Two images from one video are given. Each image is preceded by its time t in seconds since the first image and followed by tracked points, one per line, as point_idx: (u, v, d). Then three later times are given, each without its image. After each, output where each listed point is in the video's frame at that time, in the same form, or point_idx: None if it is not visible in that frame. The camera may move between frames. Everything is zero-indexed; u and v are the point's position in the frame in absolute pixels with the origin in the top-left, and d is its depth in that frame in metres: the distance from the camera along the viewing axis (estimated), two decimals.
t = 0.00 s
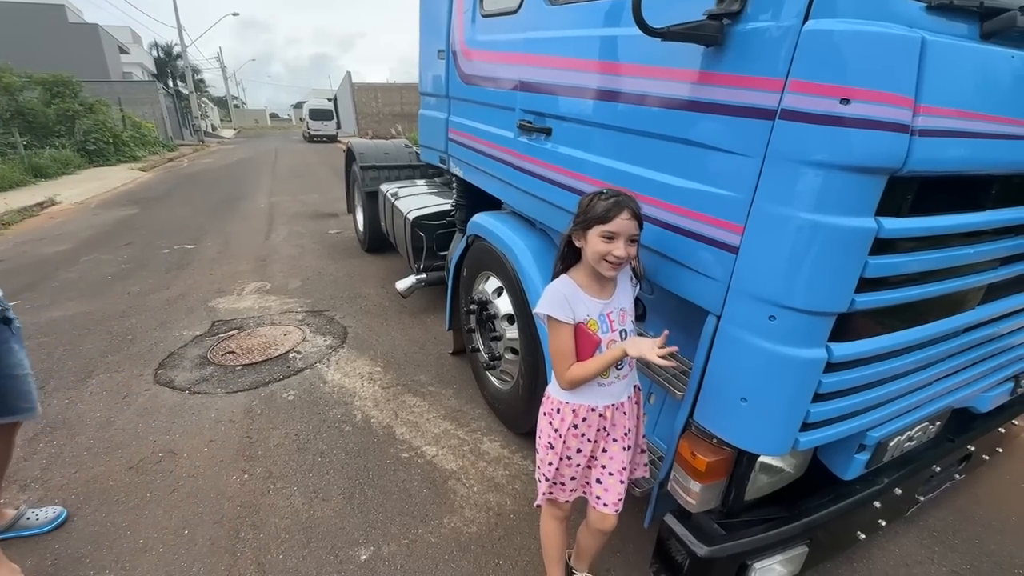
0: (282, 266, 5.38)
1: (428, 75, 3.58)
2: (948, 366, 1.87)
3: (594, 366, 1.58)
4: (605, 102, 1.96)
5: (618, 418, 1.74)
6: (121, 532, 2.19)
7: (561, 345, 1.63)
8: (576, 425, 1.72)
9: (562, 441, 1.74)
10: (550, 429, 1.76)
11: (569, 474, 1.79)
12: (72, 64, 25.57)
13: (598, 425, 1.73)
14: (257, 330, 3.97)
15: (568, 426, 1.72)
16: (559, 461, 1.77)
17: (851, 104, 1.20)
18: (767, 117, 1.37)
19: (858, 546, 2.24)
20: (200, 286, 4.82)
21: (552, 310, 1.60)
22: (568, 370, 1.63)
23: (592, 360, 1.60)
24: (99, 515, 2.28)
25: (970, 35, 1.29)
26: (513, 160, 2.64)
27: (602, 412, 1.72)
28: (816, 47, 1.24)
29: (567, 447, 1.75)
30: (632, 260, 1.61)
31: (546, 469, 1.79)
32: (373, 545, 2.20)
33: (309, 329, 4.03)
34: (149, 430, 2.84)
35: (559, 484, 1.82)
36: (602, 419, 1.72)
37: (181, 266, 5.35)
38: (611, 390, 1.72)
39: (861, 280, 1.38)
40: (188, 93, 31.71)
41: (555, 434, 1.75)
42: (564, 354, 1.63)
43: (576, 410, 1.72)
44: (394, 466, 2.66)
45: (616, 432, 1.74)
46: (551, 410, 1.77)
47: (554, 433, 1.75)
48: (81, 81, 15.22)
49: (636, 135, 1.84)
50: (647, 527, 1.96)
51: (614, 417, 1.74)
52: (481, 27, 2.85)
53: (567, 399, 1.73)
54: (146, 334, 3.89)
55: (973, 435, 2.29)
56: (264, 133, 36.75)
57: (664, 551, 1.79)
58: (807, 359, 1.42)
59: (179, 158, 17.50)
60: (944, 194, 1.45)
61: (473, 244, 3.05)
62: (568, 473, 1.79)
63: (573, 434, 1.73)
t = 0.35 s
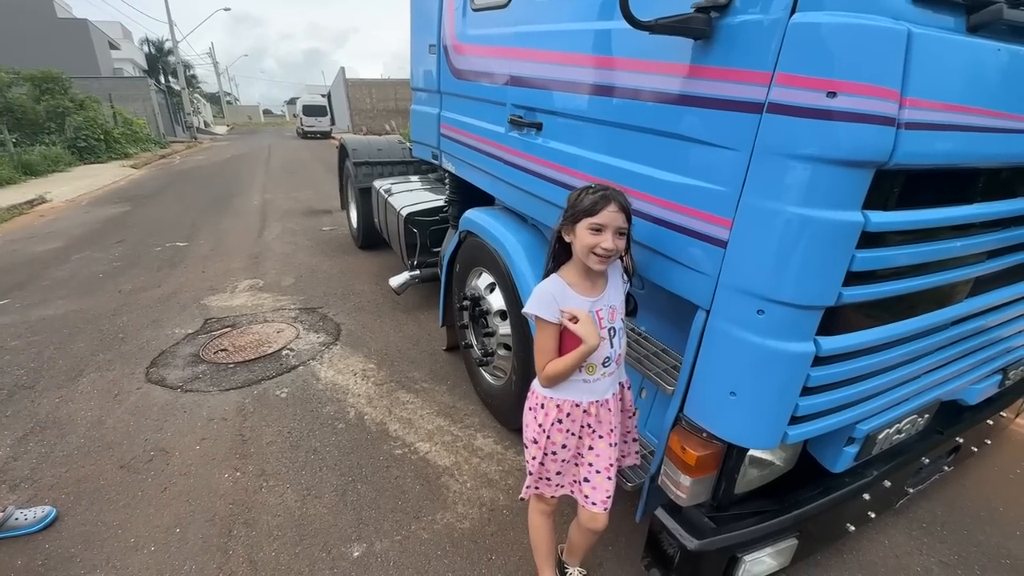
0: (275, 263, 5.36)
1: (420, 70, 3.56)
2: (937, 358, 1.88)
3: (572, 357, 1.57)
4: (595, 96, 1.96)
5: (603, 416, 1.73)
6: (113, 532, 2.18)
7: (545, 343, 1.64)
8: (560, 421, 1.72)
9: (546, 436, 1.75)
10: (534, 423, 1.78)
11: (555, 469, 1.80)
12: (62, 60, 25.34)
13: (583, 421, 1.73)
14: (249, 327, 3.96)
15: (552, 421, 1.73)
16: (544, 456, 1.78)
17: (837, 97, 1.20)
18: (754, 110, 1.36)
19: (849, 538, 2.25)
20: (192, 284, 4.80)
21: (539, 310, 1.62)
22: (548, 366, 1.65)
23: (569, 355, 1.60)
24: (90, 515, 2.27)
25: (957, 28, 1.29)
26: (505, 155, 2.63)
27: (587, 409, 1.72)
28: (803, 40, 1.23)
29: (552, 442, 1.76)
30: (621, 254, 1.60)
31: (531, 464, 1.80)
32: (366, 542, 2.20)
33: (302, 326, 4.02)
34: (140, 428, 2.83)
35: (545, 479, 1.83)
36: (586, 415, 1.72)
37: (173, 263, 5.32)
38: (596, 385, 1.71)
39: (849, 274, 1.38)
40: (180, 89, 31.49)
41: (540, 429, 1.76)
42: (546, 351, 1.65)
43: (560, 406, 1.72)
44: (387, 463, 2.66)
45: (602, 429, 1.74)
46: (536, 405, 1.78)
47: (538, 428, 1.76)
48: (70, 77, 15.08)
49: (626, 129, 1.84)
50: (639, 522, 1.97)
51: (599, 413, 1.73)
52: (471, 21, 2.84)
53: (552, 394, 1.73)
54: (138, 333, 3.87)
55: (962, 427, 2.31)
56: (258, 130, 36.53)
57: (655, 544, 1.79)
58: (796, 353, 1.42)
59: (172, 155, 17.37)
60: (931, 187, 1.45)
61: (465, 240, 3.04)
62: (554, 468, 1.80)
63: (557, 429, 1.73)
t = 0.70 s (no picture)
0: (269, 260, 5.34)
1: (412, 64, 3.54)
2: (927, 351, 1.89)
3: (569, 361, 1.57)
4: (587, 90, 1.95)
5: (590, 413, 1.74)
6: (106, 529, 2.18)
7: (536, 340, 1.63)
8: (548, 417, 1.72)
9: (534, 432, 1.75)
10: (522, 420, 1.77)
11: (544, 465, 1.81)
12: (52, 55, 25.08)
13: (571, 418, 1.74)
14: (243, 324, 3.94)
15: (540, 417, 1.72)
16: (533, 452, 1.79)
17: (827, 89, 1.20)
18: (744, 103, 1.36)
19: (840, 529, 2.27)
20: (185, 281, 4.77)
21: (534, 308, 1.59)
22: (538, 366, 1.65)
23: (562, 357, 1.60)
24: (83, 513, 2.26)
25: (947, 20, 1.29)
26: (497, 150, 2.62)
27: (574, 405, 1.72)
28: (793, 33, 1.23)
29: (540, 439, 1.76)
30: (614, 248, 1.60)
31: (519, 460, 1.80)
32: (361, 537, 2.20)
33: (296, 323, 4.01)
34: (134, 426, 2.82)
35: (534, 475, 1.83)
36: (574, 412, 1.73)
37: (166, 260, 5.29)
38: (585, 383, 1.72)
39: (839, 267, 1.39)
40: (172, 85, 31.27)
41: (528, 426, 1.75)
42: (538, 350, 1.64)
43: (548, 402, 1.72)
44: (381, 458, 2.66)
45: (590, 426, 1.75)
46: (523, 401, 1.77)
47: (526, 424, 1.76)
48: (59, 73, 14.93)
49: (618, 123, 1.83)
50: (632, 515, 1.98)
51: (588, 410, 1.74)
52: (463, 14, 2.82)
53: (541, 391, 1.72)
54: (130, 330, 3.85)
55: (952, 418, 2.33)
56: (252, 125, 36.29)
57: (649, 536, 1.80)
58: (786, 346, 1.43)
59: (164, 151, 17.23)
60: (922, 180, 1.46)
61: (459, 235, 3.04)
62: (543, 464, 1.80)
63: (545, 426, 1.73)
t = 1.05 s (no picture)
0: (263, 255, 5.31)
1: (405, 57, 3.52)
2: (920, 342, 1.90)
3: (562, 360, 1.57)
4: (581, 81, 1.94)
5: (586, 407, 1.74)
6: (100, 527, 2.17)
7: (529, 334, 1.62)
8: (544, 411, 1.72)
9: (530, 427, 1.75)
10: (518, 414, 1.77)
11: (540, 459, 1.81)
12: (41, 50, 24.82)
13: (567, 412, 1.74)
14: (238, 320, 3.93)
15: (536, 412, 1.72)
16: (529, 446, 1.79)
17: (820, 79, 1.19)
18: (737, 93, 1.34)
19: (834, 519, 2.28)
20: (179, 277, 4.75)
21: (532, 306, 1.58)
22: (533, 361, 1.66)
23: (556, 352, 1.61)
24: (77, 511, 2.25)
25: (941, 9, 1.29)
26: (491, 142, 2.61)
27: (571, 399, 1.72)
28: (786, 22, 1.22)
29: (536, 433, 1.76)
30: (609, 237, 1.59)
31: (515, 454, 1.80)
32: (356, 532, 2.20)
33: (291, 319, 3.99)
34: (128, 423, 2.80)
35: (530, 469, 1.83)
36: (570, 406, 1.73)
37: (159, 257, 5.26)
38: (580, 377, 1.71)
39: (833, 258, 1.39)
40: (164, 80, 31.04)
41: (524, 421, 1.75)
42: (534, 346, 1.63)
43: (545, 397, 1.71)
44: (377, 453, 2.65)
45: (587, 420, 1.75)
46: (518, 395, 1.77)
47: (522, 419, 1.76)
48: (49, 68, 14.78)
49: (613, 114, 1.82)
50: (627, 507, 1.99)
51: (584, 405, 1.74)
52: (456, 6, 2.80)
53: (536, 385, 1.72)
54: (123, 327, 3.83)
55: (945, 409, 2.35)
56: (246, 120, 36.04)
57: (643, 527, 1.81)
58: (781, 337, 1.43)
59: (157, 147, 17.09)
60: (916, 170, 1.45)
61: (453, 229, 3.02)
62: (538, 458, 1.80)
63: (541, 420, 1.73)
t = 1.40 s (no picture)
0: (259, 251, 5.29)
1: (399, 50, 3.49)
2: (918, 333, 1.89)
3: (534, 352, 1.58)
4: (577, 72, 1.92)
5: (584, 399, 1.73)
6: (97, 524, 2.17)
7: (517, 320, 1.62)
8: (543, 405, 1.72)
9: (528, 421, 1.74)
10: (516, 409, 1.76)
11: (538, 453, 1.80)
12: (34, 45, 24.63)
13: (565, 405, 1.73)
14: (234, 316, 3.91)
15: (534, 406, 1.72)
16: (527, 440, 1.78)
17: (818, 67, 1.17)
18: (733, 83, 1.32)
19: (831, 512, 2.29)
20: (175, 273, 4.73)
21: (530, 298, 1.57)
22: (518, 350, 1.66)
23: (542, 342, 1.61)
24: (74, 508, 2.25)
25: None
26: (486, 135, 2.59)
27: (569, 392, 1.71)
28: (783, 9, 1.20)
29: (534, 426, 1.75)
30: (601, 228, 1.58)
31: (513, 449, 1.79)
32: (354, 527, 2.19)
33: (287, 314, 3.97)
34: (124, 420, 2.80)
35: (529, 463, 1.82)
36: (568, 398, 1.72)
37: (155, 253, 5.23)
38: (578, 369, 1.70)
39: (830, 250, 1.38)
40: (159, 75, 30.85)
41: (522, 415, 1.74)
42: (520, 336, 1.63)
43: (542, 390, 1.71)
44: (374, 448, 2.65)
45: (585, 412, 1.74)
46: (516, 389, 1.76)
47: (520, 413, 1.75)
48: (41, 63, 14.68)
49: (608, 106, 1.80)
50: (625, 501, 1.98)
51: (582, 396, 1.73)
52: None
53: (535, 377, 1.71)
54: (119, 324, 3.81)
55: (942, 400, 2.35)
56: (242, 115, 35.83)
57: (640, 522, 1.81)
58: (777, 330, 1.42)
59: (152, 142, 16.99)
60: (914, 161, 1.44)
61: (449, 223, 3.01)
62: (537, 452, 1.80)
63: (540, 414, 1.73)
